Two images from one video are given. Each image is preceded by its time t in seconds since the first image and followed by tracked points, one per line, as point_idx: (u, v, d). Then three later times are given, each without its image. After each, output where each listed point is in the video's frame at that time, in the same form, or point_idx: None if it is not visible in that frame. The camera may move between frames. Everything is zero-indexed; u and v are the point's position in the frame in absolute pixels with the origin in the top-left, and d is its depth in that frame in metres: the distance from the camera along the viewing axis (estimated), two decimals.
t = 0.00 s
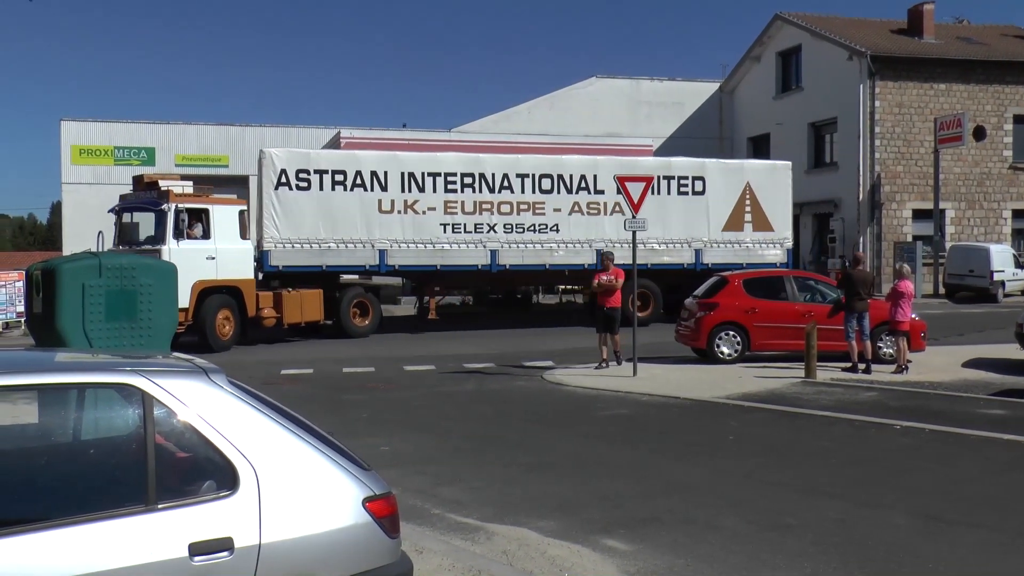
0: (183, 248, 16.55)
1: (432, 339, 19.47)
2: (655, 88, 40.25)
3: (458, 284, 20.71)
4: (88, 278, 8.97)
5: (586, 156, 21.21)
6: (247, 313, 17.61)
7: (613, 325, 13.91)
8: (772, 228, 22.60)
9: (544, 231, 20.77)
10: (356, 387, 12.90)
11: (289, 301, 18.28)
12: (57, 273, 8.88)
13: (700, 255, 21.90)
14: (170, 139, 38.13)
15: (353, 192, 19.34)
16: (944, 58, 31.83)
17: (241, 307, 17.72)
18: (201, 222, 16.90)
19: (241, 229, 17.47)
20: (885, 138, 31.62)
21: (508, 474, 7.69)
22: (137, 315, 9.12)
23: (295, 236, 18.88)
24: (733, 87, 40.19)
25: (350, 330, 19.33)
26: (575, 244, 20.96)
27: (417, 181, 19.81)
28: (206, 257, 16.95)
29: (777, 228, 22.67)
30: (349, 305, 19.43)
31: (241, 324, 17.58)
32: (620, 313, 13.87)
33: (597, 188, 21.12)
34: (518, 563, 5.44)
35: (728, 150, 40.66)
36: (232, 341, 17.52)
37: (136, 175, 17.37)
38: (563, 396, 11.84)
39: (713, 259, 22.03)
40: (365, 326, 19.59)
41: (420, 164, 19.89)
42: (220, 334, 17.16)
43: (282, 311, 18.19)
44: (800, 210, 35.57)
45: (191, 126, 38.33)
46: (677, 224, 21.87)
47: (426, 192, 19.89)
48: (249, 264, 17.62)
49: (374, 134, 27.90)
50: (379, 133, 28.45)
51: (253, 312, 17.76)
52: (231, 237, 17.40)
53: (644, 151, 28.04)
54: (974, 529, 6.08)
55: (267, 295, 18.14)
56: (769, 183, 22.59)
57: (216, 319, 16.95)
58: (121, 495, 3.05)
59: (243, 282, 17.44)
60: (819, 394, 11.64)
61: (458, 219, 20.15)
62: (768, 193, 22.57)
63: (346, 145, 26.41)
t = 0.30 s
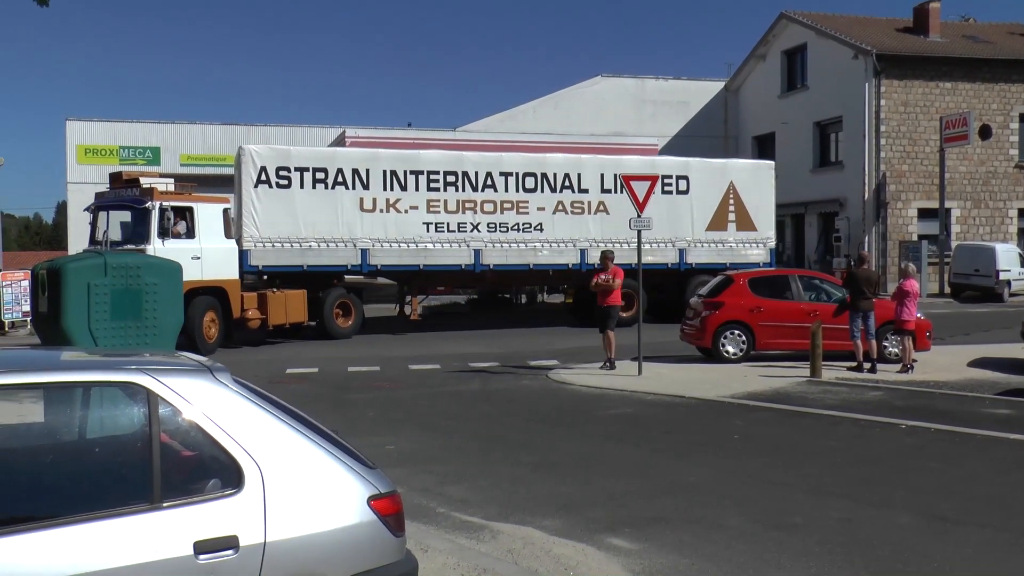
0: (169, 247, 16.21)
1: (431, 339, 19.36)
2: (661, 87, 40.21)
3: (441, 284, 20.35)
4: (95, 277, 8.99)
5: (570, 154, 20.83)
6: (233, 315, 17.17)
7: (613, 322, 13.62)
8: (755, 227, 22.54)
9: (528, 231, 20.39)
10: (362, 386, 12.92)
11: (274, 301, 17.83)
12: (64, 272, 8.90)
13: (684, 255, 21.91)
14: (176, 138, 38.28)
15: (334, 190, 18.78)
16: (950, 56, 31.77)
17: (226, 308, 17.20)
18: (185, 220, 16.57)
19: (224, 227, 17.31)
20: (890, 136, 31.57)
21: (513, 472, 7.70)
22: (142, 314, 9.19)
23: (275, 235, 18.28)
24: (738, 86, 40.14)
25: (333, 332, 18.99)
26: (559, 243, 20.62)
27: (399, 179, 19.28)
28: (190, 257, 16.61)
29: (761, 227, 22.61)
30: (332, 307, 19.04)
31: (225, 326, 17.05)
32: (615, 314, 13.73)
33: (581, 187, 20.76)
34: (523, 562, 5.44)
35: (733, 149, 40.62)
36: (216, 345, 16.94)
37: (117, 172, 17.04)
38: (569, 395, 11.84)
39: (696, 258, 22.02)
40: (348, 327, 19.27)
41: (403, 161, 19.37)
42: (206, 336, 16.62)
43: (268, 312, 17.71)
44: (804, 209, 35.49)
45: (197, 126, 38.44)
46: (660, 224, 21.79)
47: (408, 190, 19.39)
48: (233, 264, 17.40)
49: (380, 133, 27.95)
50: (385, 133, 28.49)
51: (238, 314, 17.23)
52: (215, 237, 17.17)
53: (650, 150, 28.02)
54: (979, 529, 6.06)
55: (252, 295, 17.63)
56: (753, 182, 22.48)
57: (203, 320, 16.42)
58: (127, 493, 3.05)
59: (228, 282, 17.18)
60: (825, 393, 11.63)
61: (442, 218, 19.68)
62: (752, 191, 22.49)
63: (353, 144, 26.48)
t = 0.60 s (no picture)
0: (159, 246, 15.62)
1: (426, 339, 19.10)
2: (665, 85, 40.12)
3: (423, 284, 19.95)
4: (100, 276, 9.01)
5: (554, 152, 20.60)
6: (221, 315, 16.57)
7: (615, 324, 13.51)
8: (738, 226, 22.51)
9: (512, 229, 20.10)
10: (367, 384, 12.93)
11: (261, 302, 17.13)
12: (67, 267, 8.92)
13: (668, 254, 21.81)
14: (181, 137, 38.36)
15: (315, 187, 18.35)
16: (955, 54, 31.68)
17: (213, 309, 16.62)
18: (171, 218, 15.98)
19: (211, 226, 16.87)
20: (895, 134, 31.50)
21: (516, 471, 7.69)
22: (147, 313, 9.24)
23: (255, 233, 17.76)
24: (743, 84, 40.07)
25: (317, 332, 18.43)
26: (543, 242, 20.36)
27: (382, 175, 18.91)
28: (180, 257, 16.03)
29: (743, 227, 22.59)
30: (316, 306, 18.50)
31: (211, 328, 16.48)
32: (616, 314, 13.60)
33: (565, 184, 20.53)
34: (527, 560, 5.43)
35: (737, 148, 40.56)
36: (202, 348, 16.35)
37: (98, 168, 16.28)
38: (573, 394, 11.83)
39: (680, 257, 21.92)
40: (331, 327, 18.78)
41: (385, 158, 18.99)
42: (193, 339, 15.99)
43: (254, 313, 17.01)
44: (809, 207, 35.44)
45: (201, 125, 38.52)
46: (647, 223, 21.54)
47: (391, 187, 19.01)
48: (219, 263, 16.93)
49: (384, 131, 27.95)
50: (389, 131, 28.50)
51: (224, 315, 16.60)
52: (202, 235, 16.64)
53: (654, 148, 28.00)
54: (984, 528, 6.04)
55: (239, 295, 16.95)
56: (735, 182, 22.49)
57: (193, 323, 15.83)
58: (131, 491, 3.05)
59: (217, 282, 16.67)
60: (829, 391, 11.60)
61: (426, 216, 19.32)
62: (735, 191, 22.48)
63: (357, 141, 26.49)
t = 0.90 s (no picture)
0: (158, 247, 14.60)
1: (420, 339, 18.82)
2: (669, 84, 40.03)
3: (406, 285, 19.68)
4: (103, 273, 9.01)
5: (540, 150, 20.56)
6: (215, 318, 15.77)
7: (616, 323, 13.49)
8: (721, 225, 22.50)
9: (497, 227, 19.97)
10: (370, 382, 12.93)
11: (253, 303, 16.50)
12: (72, 267, 8.90)
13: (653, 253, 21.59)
14: (184, 136, 38.39)
15: (299, 184, 18.04)
16: (959, 52, 31.64)
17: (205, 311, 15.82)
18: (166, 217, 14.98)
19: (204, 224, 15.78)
20: (899, 133, 31.45)
21: (520, 469, 7.69)
22: (151, 310, 9.24)
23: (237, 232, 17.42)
24: (747, 82, 40.01)
25: (303, 333, 18.10)
26: (528, 241, 20.26)
27: (366, 173, 18.67)
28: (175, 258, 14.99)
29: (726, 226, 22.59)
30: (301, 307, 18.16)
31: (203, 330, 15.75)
32: (616, 313, 13.54)
33: (551, 182, 20.50)
34: (531, 559, 5.42)
35: (741, 146, 40.51)
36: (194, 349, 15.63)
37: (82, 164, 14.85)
38: (576, 392, 11.82)
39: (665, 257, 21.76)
40: (315, 329, 18.47)
41: (370, 155, 18.75)
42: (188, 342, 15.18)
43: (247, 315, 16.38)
44: (813, 205, 35.37)
45: (205, 123, 38.56)
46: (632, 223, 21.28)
47: (376, 184, 18.78)
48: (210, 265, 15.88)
49: (388, 130, 27.97)
50: (394, 130, 28.51)
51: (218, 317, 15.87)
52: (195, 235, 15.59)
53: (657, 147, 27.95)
54: (988, 527, 6.02)
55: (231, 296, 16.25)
56: (720, 181, 22.52)
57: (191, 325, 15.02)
58: (133, 490, 3.05)
59: (210, 284, 15.68)
60: (833, 390, 11.58)
61: (411, 214, 19.10)
62: (718, 190, 22.51)
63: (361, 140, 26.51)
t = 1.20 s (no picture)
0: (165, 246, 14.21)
1: (420, 339, 18.51)
2: (672, 82, 40.00)
3: (394, 286, 19.39)
4: (107, 271, 9.04)
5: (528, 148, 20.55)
6: (213, 322, 15.40)
7: (616, 323, 13.39)
8: (706, 224, 22.46)
9: (486, 226, 19.89)
10: (375, 380, 12.95)
11: (250, 304, 16.24)
12: (75, 265, 8.88)
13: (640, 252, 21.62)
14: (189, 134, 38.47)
15: (286, 181, 17.74)
16: (964, 50, 31.61)
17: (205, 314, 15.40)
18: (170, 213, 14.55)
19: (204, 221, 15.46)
20: (903, 131, 31.39)
21: (523, 467, 7.69)
22: (153, 308, 9.36)
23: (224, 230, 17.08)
24: (751, 80, 40.00)
25: (294, 334, 17.73)
26: (517, 239, 20.20)
27: (355, 170, 18.46)
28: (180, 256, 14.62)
29: (712, 224, 22.54)
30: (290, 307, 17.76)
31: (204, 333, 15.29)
32: (616, 313, 13.44)
33: (539, 181, 20.50)
34: (534, 558, 5.42)
35: (745, 144, 40.49)
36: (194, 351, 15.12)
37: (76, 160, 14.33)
38: (579, 390, 11.83)
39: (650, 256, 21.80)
40: (303, 330, 18.10)
41: (358, 152, 18.54)
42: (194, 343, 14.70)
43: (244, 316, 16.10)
44: (816, 204, 35.35)
45: (209, 121, 38.64)
46: (619, 220, 21.37)
47: (364, 181, 18.58)
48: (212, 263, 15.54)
49: (392, 129, 28.00)
50: (398, 128, 28.53)
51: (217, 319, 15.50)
52: (197, 233, 15.21)
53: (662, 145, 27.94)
54: (992, 526, 6.01)
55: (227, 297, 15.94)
56: (705, 180, 22.54)
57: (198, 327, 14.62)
58: (136, 488, 3.05)
59: (210, 283, 15.31)
60: (836, 389, 11.57)
61: (399, 212, 18.93)
62: (704, 189, 22.52)
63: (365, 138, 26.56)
